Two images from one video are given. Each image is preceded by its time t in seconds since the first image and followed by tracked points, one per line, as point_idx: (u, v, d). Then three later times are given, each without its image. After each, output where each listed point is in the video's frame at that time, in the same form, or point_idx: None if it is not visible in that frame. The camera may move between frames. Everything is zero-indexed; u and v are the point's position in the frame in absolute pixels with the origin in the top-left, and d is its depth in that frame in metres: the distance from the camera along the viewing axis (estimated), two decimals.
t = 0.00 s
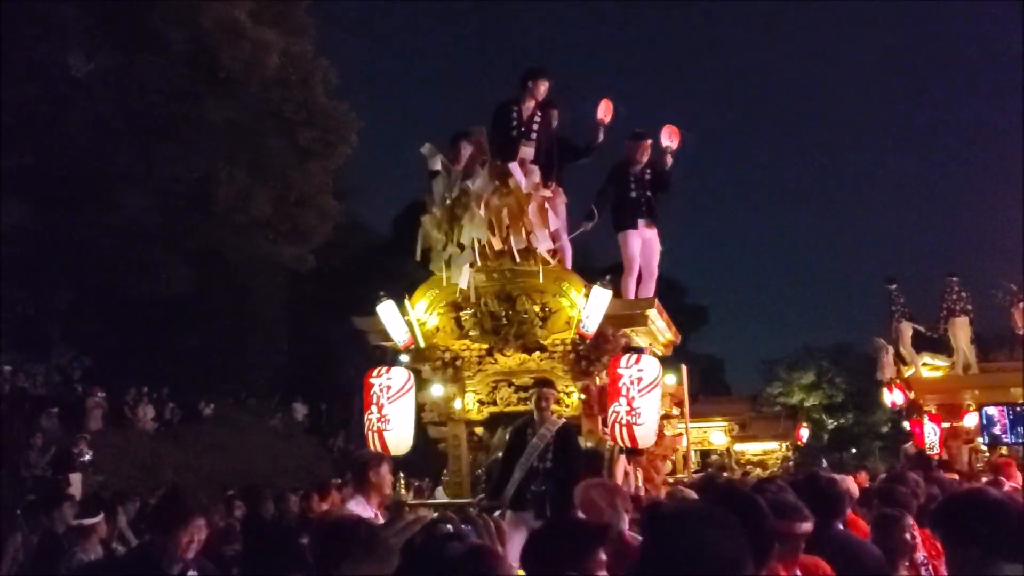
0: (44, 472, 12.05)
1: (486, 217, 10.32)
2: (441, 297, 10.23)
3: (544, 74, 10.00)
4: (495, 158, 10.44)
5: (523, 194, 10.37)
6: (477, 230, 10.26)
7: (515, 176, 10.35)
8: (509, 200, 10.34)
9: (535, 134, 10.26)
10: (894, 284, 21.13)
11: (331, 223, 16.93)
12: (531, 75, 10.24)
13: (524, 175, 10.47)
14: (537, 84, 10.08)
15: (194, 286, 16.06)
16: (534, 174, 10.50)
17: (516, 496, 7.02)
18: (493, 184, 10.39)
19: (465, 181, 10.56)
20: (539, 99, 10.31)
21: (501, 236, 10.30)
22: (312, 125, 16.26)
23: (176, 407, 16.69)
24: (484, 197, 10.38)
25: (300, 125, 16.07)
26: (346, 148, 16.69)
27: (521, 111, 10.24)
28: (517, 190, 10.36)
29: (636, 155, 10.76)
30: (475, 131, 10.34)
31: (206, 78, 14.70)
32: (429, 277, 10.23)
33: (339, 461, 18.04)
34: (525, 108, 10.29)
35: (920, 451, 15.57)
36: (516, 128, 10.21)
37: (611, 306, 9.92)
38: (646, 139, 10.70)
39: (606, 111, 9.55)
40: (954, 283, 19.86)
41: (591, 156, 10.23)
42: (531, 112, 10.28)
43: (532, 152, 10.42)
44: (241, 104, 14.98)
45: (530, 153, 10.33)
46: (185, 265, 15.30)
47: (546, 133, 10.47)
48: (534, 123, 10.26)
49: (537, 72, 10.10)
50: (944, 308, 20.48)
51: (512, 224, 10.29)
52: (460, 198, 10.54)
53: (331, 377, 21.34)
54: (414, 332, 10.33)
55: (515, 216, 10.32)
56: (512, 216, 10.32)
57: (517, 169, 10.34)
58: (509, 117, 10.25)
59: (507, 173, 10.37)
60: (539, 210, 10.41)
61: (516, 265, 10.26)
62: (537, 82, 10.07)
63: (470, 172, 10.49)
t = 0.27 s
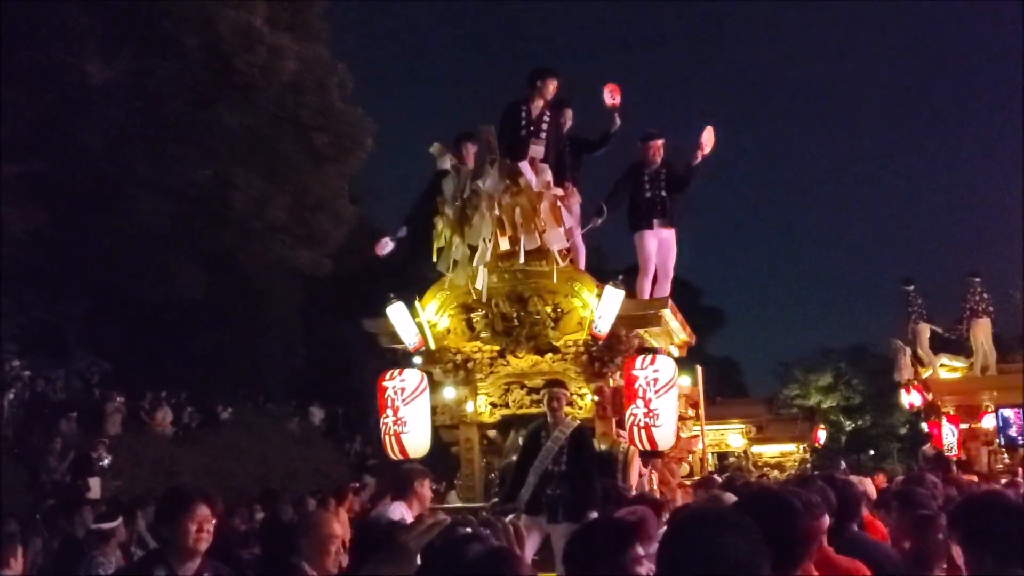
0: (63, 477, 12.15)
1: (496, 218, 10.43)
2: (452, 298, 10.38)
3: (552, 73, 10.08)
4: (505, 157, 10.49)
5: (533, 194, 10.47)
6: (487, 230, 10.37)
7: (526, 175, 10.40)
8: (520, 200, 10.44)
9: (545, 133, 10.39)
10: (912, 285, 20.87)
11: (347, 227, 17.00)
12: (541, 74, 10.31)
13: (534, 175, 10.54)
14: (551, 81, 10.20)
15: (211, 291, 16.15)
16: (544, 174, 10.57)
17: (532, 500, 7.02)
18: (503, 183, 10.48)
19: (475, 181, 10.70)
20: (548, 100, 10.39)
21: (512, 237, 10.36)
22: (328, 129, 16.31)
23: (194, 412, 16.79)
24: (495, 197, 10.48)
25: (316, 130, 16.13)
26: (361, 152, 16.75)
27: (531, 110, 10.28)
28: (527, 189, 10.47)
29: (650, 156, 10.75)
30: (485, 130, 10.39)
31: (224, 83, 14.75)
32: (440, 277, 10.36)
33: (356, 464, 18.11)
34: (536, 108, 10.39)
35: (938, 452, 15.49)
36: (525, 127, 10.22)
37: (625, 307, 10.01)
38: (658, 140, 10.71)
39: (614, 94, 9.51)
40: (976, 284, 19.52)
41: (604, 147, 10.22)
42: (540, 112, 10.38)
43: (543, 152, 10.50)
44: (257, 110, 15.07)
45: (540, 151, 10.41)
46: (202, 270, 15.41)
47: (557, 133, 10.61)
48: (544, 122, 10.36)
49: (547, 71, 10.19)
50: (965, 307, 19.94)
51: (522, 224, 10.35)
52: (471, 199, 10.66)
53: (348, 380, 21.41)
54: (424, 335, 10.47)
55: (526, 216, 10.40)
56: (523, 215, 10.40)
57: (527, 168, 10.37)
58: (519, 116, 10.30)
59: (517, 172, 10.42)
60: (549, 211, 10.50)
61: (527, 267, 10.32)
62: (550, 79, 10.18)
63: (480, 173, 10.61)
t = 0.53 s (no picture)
0: (79, 480, 12.23)
1: (504, 215, 9.52)
2: (461, 298, 9.44)
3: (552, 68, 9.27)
4: (513, 153, 9.57)
5: (543, 192, 9.50)
6: (494, 229, 9.47)
7: (536, 172, 9.47)
8: (529, 198, 9.51)
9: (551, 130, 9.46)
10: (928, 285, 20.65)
11: (360, 230, 17.03)
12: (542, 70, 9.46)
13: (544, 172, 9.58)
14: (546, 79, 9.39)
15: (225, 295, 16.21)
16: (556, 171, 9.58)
17: (543, 502, 7.03)
18: (512, 180, 9.54)
19: (484, 179, 9.87)
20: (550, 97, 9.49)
21: (521, 235, 9.47)
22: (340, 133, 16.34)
23: (209, 415, 16.86)
24: (503, 195, 9.57)
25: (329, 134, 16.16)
26: (374, 156, 16.78)
27: (533, 109, 9.47)
28: (538, 187, 9.51)
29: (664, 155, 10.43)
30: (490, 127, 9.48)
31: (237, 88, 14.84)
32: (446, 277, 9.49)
33: (371, 467, 18.13)
34: (537, 106, 9.52)
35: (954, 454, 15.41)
36: (530, 125, 9.40)
37: (636, 306, 9.04)
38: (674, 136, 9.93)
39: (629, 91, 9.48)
40: (995, 285, 19.29)
41: (619, 146, 10.10)
42: (545, 110, 9.53)
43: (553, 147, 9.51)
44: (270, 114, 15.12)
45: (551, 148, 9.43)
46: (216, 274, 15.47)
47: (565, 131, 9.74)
48: (548, 119, 9.48)
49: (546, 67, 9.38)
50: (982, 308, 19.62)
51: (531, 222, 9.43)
52: (479, 196, 9.79)
53: (361, 384, 21.45)
54: (433, 335, 9.53)
55: (535, 213, 9.50)
56: (532, 214, 9.49)
57: (538, 166, 9.45)
58: (522, 116, 9.47)
59: (527, 169, 9.48)
60: (561, 208, 9.57)
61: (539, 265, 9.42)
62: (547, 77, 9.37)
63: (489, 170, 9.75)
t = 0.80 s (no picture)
0: (89, 485, 12.27)
1: (508, 215, 9.29)
2: (465, 298, 9.26)
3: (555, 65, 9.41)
4: (516, 151, 9.40)
5: (548, 191, 9.29)
6: (499, 229, 9.25)
7: (541, 171, 9.27)
8: (534, 196, 9.29)
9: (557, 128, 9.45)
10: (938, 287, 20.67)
11: (368, 235, 17.04)
12: (547, 69, 9.60)
13: (550, 171, 9.37)
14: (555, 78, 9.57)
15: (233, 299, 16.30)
16: (561, 170, 9.37)
17: (549, 505, 6.98)
18: (516, 179, 9.31)
19: (488, 177, 9.55)
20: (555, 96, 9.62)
21: (525, 234, 9.20)
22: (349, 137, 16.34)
23: (219, 419, 16.89)
24: (507, 193, 9.32)
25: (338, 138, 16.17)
26: (383, 160, 16.77)
27: (537, 108, 9.64)
28: (543, 186, 9.30)
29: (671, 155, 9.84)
30: (496, 125, 9.38)
31: (246, 93, 14.86)
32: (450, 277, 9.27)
33: (380, 471, 18.12)
34: (542, 105, 9.73)
35: (967, 457, 15.32)
36: (534, 123, 9.58)
37: (642, 306, 8.75)
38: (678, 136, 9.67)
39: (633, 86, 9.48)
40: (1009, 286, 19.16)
41: (623, 144, 10.11)
42: (549, 108, 9.67)
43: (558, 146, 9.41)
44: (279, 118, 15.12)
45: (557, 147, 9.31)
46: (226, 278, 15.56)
47: (569, 133, 9.68)
48: (552, 118, 9.58)
49: (550, 67, 9.55)
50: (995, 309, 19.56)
51: (536, 223, 9.17)
52: (483, 195, 9.51)
53: (371, 387, 21.46)
54: (438, 336, 9.28)
55: (540, 212, 9.21)
56: (538, 213, 9.21)
57: (543, 165, 9.28)
58: (525, 116, 9.66)
59: (532, 168, 9.30)
60: (567, 206, 9.29)
61: (544, 264, 9.13)
62: (554, 76, 9.54)
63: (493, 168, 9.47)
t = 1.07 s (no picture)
0: (94, 486, 12.30)
1: (506, 211, 8.84)
2: (461, 298, 9.00)
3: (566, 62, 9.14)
4: (513, 148, 9.04)
5: (545, 187, 8.94)
6: (496, 226, 8.82)
7: (537, 167, 8.94)
8: (530, 193, 8.93)
9: (560, 126, 9.15)
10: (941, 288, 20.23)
11: (372, 236, 17.04)
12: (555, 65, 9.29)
13: (547, 167, 9.05)
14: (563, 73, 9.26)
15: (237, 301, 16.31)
16: (559, 166, 9.07)
17: (548, 508, 6.81)
18: (512, 176, 8.95)
19: (484, 175, 9.10)
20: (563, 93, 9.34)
21: (522, 232, 8.85)
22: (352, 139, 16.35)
23: (223, 421, 16.90)
24: (503, 190, 8.93)
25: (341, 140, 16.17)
26: (386, 161, 16.77)
27: (545, 104, 9.28)
28: (540, 183, 8.93)
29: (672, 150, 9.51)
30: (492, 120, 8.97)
31: (250, 94, 14.89)
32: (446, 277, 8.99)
33: (384, 473, 18.11)
34: (550, 101, 9.31)
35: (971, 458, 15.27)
36: (541, 120, 9.16)
37: (641, 304, 8.59)
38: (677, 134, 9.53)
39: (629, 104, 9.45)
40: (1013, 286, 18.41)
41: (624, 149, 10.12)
42: (558, 106, 9.30)
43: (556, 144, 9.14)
44: (283, 120, 15.13)
45: (553, 142, 9.03)
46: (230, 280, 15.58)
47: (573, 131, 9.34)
48: (562, 114, 9.23)
49: (559, 62, 9.24)
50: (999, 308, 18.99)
51: (532, 220, 8.84)
52: (479, 193, 9.07)
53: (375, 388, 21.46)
54: (434, 336, 9.12)
55: (537, 210, 8.89)
56: (534, 212, 8.87)
57: (538, 161, 8.96)
58: (534, 111, 9.24)
59: (528, 165, 8.96)
60: (564, 203, 9.01)
61: (540, 262, 8.87)
62: (562, 72, 9.23)
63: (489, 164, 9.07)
